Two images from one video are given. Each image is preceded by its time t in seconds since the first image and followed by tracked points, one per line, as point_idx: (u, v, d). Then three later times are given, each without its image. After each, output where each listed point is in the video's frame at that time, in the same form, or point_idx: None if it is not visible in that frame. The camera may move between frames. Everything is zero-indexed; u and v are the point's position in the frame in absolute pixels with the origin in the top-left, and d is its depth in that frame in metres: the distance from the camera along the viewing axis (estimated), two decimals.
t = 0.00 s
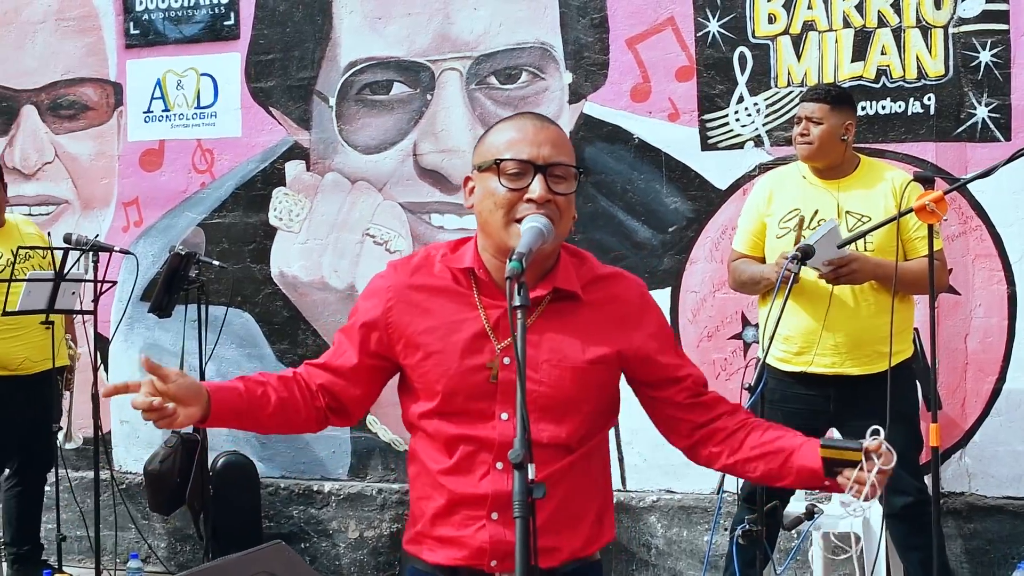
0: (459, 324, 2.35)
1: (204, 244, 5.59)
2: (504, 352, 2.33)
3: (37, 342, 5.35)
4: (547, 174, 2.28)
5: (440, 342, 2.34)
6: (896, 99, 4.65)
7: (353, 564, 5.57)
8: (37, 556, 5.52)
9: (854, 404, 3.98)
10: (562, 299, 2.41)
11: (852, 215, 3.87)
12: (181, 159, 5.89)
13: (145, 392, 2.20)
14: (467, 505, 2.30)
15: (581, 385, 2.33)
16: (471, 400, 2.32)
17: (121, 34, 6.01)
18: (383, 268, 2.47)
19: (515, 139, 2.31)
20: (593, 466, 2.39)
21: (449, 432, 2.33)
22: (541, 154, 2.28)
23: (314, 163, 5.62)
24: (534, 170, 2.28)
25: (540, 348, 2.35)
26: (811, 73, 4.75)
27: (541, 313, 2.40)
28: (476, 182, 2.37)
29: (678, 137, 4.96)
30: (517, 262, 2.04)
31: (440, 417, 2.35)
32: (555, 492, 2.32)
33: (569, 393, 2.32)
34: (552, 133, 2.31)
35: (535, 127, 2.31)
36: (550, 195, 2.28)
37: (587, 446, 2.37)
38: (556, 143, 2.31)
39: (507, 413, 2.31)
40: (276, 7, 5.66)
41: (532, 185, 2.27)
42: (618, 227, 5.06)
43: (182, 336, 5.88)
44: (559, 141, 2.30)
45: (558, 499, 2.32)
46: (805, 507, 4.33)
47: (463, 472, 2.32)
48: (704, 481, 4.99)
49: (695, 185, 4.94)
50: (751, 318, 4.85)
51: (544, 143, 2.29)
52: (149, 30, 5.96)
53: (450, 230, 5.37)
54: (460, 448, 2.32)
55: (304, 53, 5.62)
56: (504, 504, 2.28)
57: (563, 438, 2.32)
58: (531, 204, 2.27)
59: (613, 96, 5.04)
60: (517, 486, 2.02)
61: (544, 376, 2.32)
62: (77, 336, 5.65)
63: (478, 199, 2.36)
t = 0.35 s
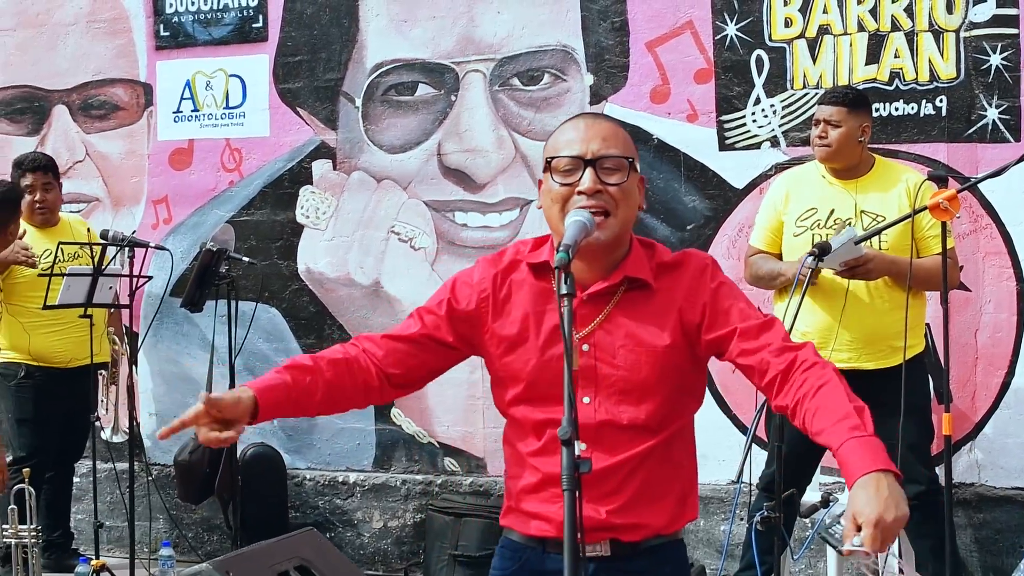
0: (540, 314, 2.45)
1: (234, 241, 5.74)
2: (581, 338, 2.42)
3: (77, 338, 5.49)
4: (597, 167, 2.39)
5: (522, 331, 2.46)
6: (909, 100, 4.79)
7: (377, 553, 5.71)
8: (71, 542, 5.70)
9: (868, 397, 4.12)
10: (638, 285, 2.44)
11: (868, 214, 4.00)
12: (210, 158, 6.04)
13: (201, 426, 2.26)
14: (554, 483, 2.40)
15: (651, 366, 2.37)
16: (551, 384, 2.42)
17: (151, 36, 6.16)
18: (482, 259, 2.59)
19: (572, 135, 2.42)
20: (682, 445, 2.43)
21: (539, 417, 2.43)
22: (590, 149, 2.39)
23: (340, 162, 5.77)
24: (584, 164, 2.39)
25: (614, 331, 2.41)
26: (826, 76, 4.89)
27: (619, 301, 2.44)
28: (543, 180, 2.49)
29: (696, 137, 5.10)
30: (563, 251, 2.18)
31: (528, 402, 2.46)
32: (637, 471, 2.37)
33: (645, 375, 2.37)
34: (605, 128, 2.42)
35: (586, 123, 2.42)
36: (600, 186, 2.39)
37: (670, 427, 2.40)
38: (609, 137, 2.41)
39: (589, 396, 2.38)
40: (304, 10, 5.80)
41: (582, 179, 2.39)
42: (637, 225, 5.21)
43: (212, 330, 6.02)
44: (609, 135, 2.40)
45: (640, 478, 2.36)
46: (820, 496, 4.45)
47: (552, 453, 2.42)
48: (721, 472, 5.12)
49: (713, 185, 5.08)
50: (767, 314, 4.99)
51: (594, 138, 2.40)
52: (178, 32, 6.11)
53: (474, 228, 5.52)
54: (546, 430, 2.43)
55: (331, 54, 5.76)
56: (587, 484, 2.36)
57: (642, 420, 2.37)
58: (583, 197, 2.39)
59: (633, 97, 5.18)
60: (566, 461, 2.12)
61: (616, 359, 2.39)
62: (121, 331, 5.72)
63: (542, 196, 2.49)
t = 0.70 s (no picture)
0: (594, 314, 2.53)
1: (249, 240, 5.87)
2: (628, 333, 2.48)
3: (100, 337, 5.62)
4: (613, 170, 2.47)
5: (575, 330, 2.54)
6: (907, 104, 4.92)
7: (389, 546, 5.84)
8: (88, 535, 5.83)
9: (868, 393, 4.24)
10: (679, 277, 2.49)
11: (867, 214, 4.13)
12: (225, 159, 6.18)
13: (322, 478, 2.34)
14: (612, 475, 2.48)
15: (693, 357, 2.41)
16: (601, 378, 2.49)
17: (166, 41, 6.30)
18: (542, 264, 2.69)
19: (592, 141, 2.52)
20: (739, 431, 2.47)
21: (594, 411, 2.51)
22: (605, 154, 2.48)
23: (353, 164, 5.91)
24: (599, 169, 2.48)
25: (658, 324, 2.45)
26: (827, 80, 5.02)
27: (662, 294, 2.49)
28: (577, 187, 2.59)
29: (700, 140, 5.24)
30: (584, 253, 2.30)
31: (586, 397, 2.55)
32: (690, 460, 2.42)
33: (689, 363, 2.41)
34: (621, 129, 2.50)
35: (602, 128, 2.51)
36: (616, 186, 2.47)
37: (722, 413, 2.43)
38: (623, 138, 2.49)
39: (636, 388, 2.45)
40: (317, 15, 5.94)
41: (599, 182, 2.48)
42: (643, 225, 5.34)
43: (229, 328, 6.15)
44: (623, 137, 2.49)
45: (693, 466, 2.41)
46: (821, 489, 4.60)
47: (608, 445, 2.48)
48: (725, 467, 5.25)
49: (717, 186, 5.22)
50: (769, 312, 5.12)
51: (608, 143, 2.49)
52: (194, 36, 6.25)
53: (483, 228, 5.65)
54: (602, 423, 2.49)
55: (343, 59, 5.90)
56: (642, 473, 2.43)
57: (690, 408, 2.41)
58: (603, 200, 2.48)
59: (639, 101, 5.32)
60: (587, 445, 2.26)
61: (661, 352, 2.43)
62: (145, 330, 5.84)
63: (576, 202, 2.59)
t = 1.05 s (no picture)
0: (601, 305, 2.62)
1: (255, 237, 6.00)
2: (632, 320, 2.57)
3: (110, 330, 5.73)
4: (613, 166, 2.57)
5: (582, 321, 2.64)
6: (898, 103, 5.04)
7: (392, 535, 5.96)
8: (96, 527, 5.94)
9: (858, 384, 4.37)
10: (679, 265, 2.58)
11: (855, 208, 4.26)
12: (230, 157, 6.30)
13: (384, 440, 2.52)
14: (624, 459, 2.57)
15: (693, 342, 2.50)
16: (608, 366, 2.58)
17: (173, 41, 6.42)
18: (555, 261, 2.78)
19: (595, 139, 2.62)
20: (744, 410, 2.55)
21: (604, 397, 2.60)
22: (606, 151, 2.58)
23: (356, 162, 6.03)
24: (601, 164, 2.58)
25: (659, 312, 2.55)
26: (820, 80, 5.15)
27: (664, 282, 2.58)
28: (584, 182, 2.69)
29: (696, 138, 5.36)
30: (584, 243, 2.40)
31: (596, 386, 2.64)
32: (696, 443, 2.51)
33: (691, 348, 2.50)
34: (621, 128, 2.60)
35: (604, 125, 2.60)
36: (615, 181, 2.56)
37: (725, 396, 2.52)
38: (623, 136, 2.58)
39: (643, 373, 2.54)
40: (321, 17, 6.07)
41: (600, 178, 2.58)
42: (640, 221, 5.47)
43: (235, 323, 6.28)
44: (623, 135, 2.58)
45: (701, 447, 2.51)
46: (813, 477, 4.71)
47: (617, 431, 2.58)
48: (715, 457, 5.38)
49: (712, 183, 5.34)
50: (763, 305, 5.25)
51: (609, 140, 2.59)
52: (200, 37, 6.38)
53: (484, 224, 5.78)
54: (611, 409, 2.59)
55: (347, 59, 6.02)
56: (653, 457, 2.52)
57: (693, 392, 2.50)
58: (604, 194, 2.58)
59: (636, 100, 5.45)
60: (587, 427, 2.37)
61: (665, 339, 2.52)
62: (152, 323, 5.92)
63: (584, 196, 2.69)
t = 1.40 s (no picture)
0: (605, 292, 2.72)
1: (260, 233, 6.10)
2: (632, 306, 2.68)
3: (105, 326, 5.80)
4: (624, 158, 2.65)
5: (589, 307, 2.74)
6: (892, 102, 5.15)
7: (394, 526, 6.05)
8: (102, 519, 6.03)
9: (853, 376, 4.48)
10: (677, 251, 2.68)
11: (850, 204, 4.37)
12: (235, 154, 6.40)
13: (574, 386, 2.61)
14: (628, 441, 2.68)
15: (687, 327, 2.61)
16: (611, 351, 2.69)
17: (179, 40, 6.52)
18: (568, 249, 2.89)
19: (605, 131, 2.70)
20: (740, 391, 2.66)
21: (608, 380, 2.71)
22: (617, 142, 2.66)
23: (359, 159, 6.13)
24: (612, 156, 2.66)
25: (657, 298, 2.65)
26: (815, 78, 5.25)
27: (662, 269, 2.68)
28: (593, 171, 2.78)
29: (694, 136, 5.47)
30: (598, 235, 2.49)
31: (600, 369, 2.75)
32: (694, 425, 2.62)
33: (686, 333, 2.61)
34: (631, 121, 2.68)
35: (615, 117, 2.69)
36: (628, 172, 2.65)
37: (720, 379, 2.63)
38: (633, 128, 2.67)
39: (640, 358, 2.64)
40: (325, 16, 6.17)
41: (611, 169, 2.66)
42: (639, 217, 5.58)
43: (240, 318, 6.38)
44: (633, 128, 2.67)
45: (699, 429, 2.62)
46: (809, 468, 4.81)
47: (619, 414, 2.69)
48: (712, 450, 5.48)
49: (709, 180, 5.45)
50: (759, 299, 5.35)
51: (620, 132, 2.67)
52: (205, 36, 6.48)
53: (485, 220, 5.88)
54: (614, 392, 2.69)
55: (350, 58, 6.13)
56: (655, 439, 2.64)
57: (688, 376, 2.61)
58: (616, 185, 2.67)
59: (635, 98, 5.55)
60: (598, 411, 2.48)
61: (661, 325, 2.63)
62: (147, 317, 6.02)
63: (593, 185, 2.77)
